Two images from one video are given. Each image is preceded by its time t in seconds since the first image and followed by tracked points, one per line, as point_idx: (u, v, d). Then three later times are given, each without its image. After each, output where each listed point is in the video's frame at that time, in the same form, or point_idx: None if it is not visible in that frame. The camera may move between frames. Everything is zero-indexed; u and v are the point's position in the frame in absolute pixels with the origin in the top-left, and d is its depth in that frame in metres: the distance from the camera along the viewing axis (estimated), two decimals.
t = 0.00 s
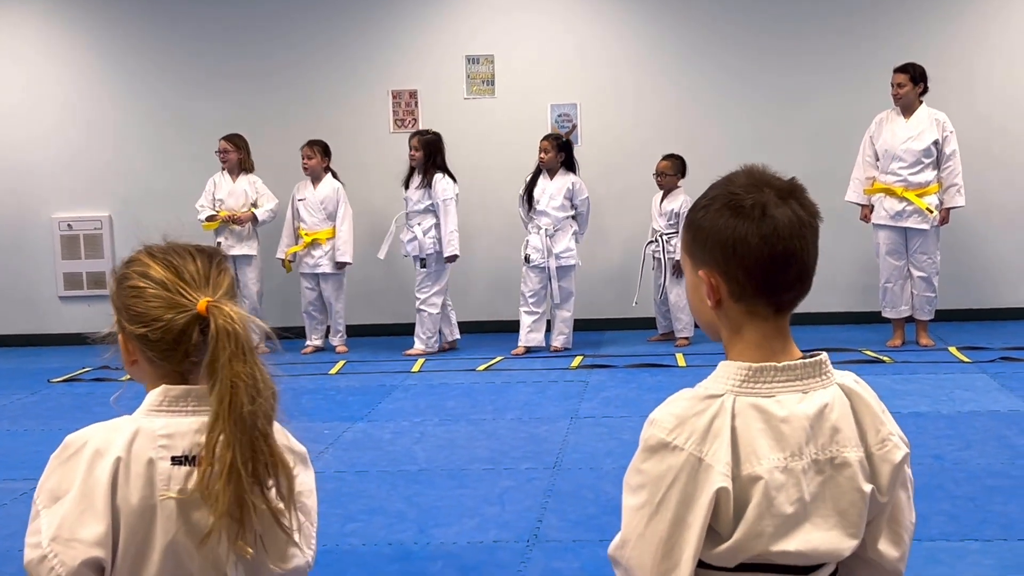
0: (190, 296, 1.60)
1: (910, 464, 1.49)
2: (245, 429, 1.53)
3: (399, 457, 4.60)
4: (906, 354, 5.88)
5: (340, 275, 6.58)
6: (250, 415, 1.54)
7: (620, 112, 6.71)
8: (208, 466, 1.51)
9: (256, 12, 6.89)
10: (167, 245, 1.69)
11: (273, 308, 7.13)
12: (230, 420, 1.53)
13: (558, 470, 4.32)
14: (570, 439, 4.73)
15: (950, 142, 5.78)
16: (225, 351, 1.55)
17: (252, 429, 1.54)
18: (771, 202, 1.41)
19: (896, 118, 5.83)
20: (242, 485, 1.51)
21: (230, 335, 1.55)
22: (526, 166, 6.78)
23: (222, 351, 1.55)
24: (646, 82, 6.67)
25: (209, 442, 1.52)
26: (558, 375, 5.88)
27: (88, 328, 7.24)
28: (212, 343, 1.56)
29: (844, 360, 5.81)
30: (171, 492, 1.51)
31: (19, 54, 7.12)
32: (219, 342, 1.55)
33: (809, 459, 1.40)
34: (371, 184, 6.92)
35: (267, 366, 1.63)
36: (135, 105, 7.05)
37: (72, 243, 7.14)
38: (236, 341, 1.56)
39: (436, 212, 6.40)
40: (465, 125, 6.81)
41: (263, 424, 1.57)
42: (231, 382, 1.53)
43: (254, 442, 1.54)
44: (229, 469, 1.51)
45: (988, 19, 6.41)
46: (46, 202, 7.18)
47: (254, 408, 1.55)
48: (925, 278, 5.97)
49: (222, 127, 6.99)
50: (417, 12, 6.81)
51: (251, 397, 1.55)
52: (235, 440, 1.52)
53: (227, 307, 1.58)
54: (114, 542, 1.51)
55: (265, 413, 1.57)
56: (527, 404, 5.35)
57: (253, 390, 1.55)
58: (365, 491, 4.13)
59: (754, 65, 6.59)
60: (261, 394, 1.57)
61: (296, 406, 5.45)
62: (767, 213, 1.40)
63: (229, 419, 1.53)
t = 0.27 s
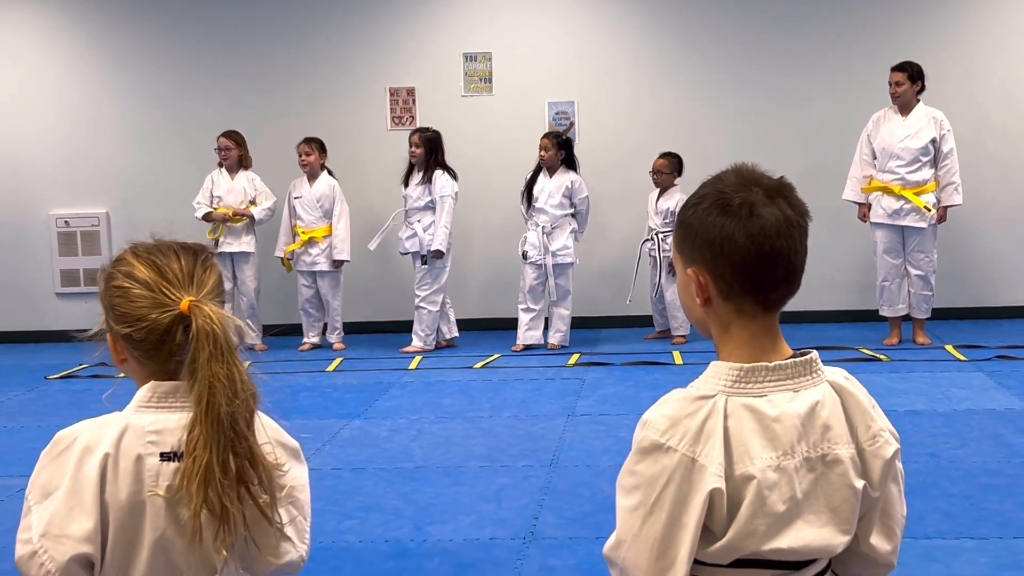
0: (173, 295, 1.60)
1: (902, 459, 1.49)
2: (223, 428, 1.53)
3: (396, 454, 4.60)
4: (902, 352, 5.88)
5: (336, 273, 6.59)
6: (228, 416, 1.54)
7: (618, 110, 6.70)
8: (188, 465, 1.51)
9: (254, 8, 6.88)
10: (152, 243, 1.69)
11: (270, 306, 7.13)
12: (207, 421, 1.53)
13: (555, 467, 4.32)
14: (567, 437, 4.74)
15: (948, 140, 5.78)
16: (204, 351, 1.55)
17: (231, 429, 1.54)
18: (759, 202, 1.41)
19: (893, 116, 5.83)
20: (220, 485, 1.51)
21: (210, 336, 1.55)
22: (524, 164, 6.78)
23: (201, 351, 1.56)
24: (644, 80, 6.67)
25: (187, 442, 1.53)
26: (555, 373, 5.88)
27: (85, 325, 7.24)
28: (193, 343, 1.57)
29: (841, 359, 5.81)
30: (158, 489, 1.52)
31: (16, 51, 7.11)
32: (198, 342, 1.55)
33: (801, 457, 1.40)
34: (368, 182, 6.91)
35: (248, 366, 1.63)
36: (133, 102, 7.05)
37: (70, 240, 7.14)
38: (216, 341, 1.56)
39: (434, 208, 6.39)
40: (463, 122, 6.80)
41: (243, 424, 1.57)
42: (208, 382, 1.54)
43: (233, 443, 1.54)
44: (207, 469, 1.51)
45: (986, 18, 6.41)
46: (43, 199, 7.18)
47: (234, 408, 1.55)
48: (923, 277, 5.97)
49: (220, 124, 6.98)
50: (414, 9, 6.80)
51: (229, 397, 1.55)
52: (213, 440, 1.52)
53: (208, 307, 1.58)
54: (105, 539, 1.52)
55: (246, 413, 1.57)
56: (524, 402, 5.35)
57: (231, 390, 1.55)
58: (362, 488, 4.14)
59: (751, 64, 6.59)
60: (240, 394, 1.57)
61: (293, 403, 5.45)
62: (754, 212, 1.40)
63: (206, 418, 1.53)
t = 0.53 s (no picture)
0: (165, 295, 1.60)
1: (896, 460, 1.49)
2: (213, 428, 1.54)
3: (393, 455, 4.60)
4: (900, 354, 5.88)
5: (337, 273, 6.59)
6: (219, 414, 1.55)
7: (617, 111, 6.70)
8: (179, 465, 1.51)
9: (253, 9, 6.88)
10: (143, 242, 1.69)
11: (269, 306, 7.13)
12: (199, 419, 1.53)
13: (552, 468, 4.32)
14: (565, 438, 4.73)
15: (947, 142, 5.78)
16: (196, 350, 1.56)
17: (222, 428, 1.55)
18: (752, 204, 1.41)
19: (893, 118, 5.83)
20: (211, 484, 1.52)
21: (202, 334, 1.56)
22: (523, 165, 6.77)
23: (192, 350, 1.56)
24: (643, 81, 6.66)
25: (177, 440, 1.53)
26: (553, 374, 5.88)
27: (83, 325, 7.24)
28: (184, 342, 1.57)
29: (839, 361, 5.81)
30: (149, 489, 1.52)
31: (15, 50, 7.11)
32: (192, 341, 1.56)
33: (794, 458, 1.40)
34: (367, 182, 6.91)
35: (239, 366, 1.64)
36: (132, 102, 7.05)
37: (68, 240, 7.14)
38: (209, 340, 1.57)
39: (437, 209, 6.39)
40: (462, 122, 6.80)
41: (234, 422, 1.58)
42: (200, 380, 1.55)
43: (225, 441, 1.55)
44: (199, 468, 1.51)
45: (986, 21, 6.41)
46: (42, 199, 7.17)
47: (226, 406, 1.56)
48: (921, 279, 5.97)
49: (219, 125, 6.98)
50: (414, 10, 6.79)
51: (221, 396, 1.55)
52: (205, 438, 1.53)
53: (201, 306, 1.59)
54: (95, 539, 1.52)
55: (236, 412, 1.58)
56: (522, 403, 5.35)
57: (223, 388, 1.56)
58: (359, 489, 4.13)
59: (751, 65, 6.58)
60: (231, 393, 1.58)
61: (291, 404, 5.45)
62: (747, 215, 1.41)
63: (198, 417, 1.53)
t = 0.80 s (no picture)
0: (163, 300, 1.61)
1: (900, 471, 1.49)
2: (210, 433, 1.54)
3: (394, 459, 4.60)
4: (901, 361, 5.88)
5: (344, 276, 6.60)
6: (216, 419, 1.55)
7: (618, 117, 6.70)
8: (176, 470, 1.52)
9: (255, 13, 6.89)
10: (141, 246, 1.70)
11: (270, 310, 7.13)
12: (196, 423, 1.54)
13: (553, 474, 4.32)
14: (565, 443, 4.73)
15: (948, 150, 5.79)
16: (193, 356, 1.57)
17: (219, 433, 1.55)
18: (757, 210, 1.41)
19: (894, 125, 5.83)
20: (209, 489, 1.52)
21: (199, 339, 1.57)
22: (524, 169, 6.77)
23: (190, 355, 1.57)
24: (644, 87, 6.66)
25: (173, 445, 1.53)
26: (554, 380, 5.88)
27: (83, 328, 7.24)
28: (182, 347, 1.58)
29: (840, 367, 5.81)
30: (147, 494, 1.52)
31: (17, 54, 7.12)
32: (189, 346, 1.57)
33: (795, 466, 1.40)
34: (368, 187, 6.92)
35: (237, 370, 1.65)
36: (134, 106, 7.06)
37: (69, 243, 7.14)
38: (207, 345, 1.57)
39: (443, 214, 6.40)
40: (464, 127, 6.80)
41: (231, 428, 1.58)
42: (197, 386, 1.55)
43: (221, 446, 1.55)
44: (196, 473, 1.51)
45: (987, 28, 6.42)
46: (43, 202, 7.18)
47: (223, 411, 1.56)
48: (922, 286, 5.97)
49: (220, 129, 6.99)
50: (416, 15, 6.80)
51: (218, 401, 1.56)
52: (201, 444, 1.53)
53: (199, 311, 1.59)
54: (93, 544, 1.52)
55: (233, 416, 1.59)
56: (522, 408, 5.35)
57: (220, 394, 1.56)
58: (359, 493, 4.13)
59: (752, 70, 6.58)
60: (228, 398, 1.58)
61: (291, 408, 5.45)
62: (752, 221, 1.41)
63: (195, 422, 1.54)
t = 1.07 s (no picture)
0: (162, 304, 1.62)
1: (905, 480, 1.49)
2: (210, 438, 1.55)
3: (396, 468, 4.59)
4: (904, 372, 5.87)
5: (351, 287, 6.60)
6: (215, 422, 1.55)
7: (621, 127, 6.70)
8: (176, 475, 1.51)
9: (259, 22, 6.91)
10: (140, 252, 1.71)
11: (272, 319, 7.13)
12: (195, 428, 1.54)
13: (555, 484, 4.31)
14: (568, 453, 4.73)
15: (951, 161, 5.80)
16: (193, 359, 1.58)
17: (218, 437, 1.56)
18: (770, 221, 1.41)
19: (898, 136, 5.84)
20: (208, 494, 1.53)
21: (199, 342, 1.58)
22: (527, 179, 6.78)
23: (190, 358, 1.58)
24: (648, 97, 6.66)
25: (172, 449, 1.54)
26: (557, 389, 5.87)
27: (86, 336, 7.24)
28: (182, 350, 1.59)
29: (842, 378, 5.80)
30: (148, 502, 1.52)
31: (22, 62, 7.14)
32: (189, 350, 1.58)
33: (804, 479, 1.39)
34: (371, 196, 6.92)
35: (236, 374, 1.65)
36: (138, 114, 7.07)
37: (72, 250, 7.15)
38: (206, 348, 1.58)
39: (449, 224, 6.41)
40: (467, 136, 6.81)
41: (229, 431, 1.59)
42: (196, 389, 1.55)
43: (220, 449, 1.56)
44: (196, 478, 1.52)
45: (991, 39, 6.42)
46: (47, 210, 7.19)
47: (222, 415, 1.56)
48: (925, 297, 5.97)
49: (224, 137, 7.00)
50: (419, 24, 6.81)
51: (217, 405, 1.56)
52: (200, 447, 1.53)
53: (198, 314, 1.60)
54: (95, 552, 1.51)
55: (232, 421, 1.59)
56: (525, 418, 5.34)
57: (219, 397, 1.57)
58: (360, 503, 4.12)
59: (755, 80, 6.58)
60: (228, 401, 1.59)
61: (293, 417, 5.44)
62: (766, 232, 1.41)
63: (195, 427, 1.54)
